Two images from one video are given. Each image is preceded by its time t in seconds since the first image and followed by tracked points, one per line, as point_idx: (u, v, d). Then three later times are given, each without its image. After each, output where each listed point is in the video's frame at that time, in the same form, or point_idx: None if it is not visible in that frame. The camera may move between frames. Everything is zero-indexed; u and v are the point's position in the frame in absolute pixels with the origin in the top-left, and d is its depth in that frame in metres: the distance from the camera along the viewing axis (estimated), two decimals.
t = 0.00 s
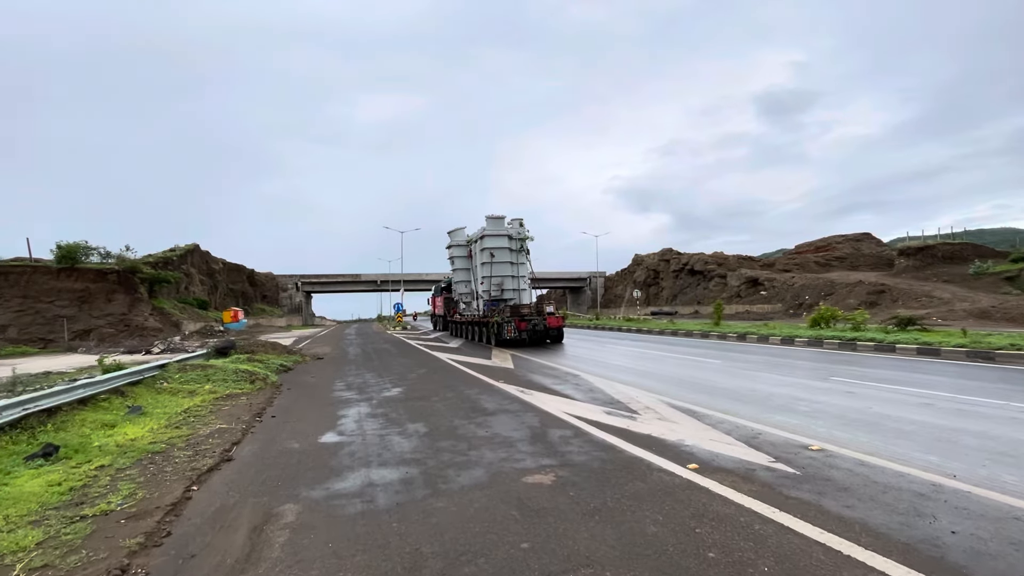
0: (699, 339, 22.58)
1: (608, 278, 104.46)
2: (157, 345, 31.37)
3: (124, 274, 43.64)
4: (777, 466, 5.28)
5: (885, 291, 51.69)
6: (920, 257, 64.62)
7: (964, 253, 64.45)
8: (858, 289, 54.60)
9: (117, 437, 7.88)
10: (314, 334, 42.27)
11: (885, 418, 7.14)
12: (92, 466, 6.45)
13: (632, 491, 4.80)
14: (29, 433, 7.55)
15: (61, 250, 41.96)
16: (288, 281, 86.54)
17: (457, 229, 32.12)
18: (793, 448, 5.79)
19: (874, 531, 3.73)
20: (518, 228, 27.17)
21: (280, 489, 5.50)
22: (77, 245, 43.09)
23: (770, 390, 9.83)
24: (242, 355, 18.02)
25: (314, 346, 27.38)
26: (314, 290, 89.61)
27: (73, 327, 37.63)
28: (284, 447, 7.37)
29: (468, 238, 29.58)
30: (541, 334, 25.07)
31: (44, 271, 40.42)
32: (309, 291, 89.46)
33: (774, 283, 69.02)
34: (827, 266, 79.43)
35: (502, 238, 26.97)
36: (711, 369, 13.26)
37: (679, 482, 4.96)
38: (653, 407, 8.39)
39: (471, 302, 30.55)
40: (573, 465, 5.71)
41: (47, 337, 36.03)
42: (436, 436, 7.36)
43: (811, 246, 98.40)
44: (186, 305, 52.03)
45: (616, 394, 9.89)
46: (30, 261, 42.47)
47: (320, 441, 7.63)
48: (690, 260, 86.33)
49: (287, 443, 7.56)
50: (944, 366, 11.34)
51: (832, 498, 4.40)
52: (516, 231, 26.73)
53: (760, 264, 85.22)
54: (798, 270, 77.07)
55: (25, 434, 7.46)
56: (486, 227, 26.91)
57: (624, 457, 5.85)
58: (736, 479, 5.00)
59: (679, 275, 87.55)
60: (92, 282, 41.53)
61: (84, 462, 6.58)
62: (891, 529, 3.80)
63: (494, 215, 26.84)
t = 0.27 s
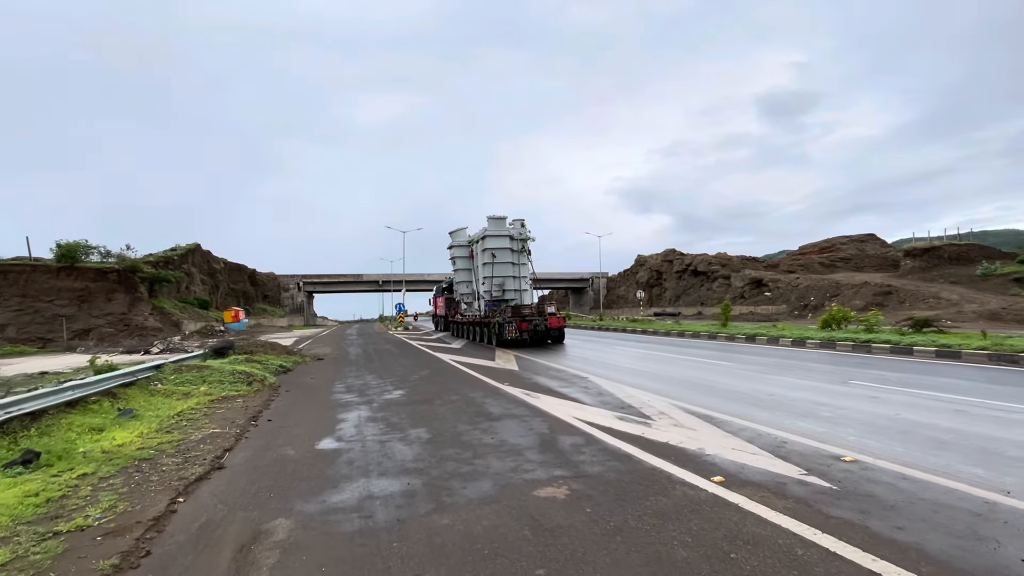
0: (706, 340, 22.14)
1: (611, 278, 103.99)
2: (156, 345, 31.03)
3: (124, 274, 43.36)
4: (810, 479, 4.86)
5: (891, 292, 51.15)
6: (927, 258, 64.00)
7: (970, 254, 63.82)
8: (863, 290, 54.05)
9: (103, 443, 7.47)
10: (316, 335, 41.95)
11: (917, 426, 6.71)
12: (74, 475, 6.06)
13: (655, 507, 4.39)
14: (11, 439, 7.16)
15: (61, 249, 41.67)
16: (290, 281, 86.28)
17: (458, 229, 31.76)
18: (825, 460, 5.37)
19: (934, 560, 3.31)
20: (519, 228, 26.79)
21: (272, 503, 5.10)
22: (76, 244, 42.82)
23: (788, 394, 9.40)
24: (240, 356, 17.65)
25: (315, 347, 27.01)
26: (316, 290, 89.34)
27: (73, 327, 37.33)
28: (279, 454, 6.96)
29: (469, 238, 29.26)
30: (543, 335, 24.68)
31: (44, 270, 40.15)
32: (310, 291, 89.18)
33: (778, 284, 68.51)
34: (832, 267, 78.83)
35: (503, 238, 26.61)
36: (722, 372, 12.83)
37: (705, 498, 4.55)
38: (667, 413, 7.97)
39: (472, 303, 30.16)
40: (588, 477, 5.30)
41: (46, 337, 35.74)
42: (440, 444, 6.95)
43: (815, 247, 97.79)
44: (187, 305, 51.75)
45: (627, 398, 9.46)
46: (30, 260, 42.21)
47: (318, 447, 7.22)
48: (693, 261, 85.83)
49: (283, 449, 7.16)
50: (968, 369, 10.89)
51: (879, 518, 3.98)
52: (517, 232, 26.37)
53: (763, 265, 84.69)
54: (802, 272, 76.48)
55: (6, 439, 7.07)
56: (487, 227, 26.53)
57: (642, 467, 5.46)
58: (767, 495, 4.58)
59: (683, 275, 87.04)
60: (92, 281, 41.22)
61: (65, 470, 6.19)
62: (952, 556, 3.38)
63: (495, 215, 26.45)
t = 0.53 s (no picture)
0: (713, 342, 21.73)
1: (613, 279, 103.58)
2: (154, 345, 30.69)
3: (124, 273, 43.08)
4: (847, 499, 4.47)
5: (896, 294, 50.67)
6: (932, 259, 63.46)
7: (976, 255, 63.27)
8: (868, 291, 53.58)
9: (89, 451, 7.09)
10: (316, 335, 41.66)
11: (951, 437, 6.31)
12: (54, 487, 5.68)
13: (681, 532, 4.00)
14: None
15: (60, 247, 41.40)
16: (291, 280, 86.01)
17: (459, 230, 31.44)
18: (860, 476, 4.98)
19: None
20: (520, 229, 26.44)
21: (263, 521, 4.71)
22: (75, 243, 42.57)
23: (805, 401, 8.99)
24: (238, 357, 17.29)
25: (315, 348, 26.68)
26: (317, 290, 89.06)
27: (72, 326, 37.04)
28: (273, 464, 6.57)
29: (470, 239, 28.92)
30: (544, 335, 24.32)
31: (43, 269, 39.86)
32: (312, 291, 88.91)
33: (781, 285, 68.05)
34: (835, 268, 78.32)
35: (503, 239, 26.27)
36: (733, 376, 12.42)
37: (735, 521, 4.15)
38: (682, 421, 7.57)
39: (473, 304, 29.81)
40: (604, 494, 4.91)
41: (45, 336, 35.45)
42: (443, 454, 6.57)
43: (818, 248, 97.23)
44: (187, 304, 51.46)
45: (638, 404, 9.06)
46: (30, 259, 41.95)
47: (314, 457, 6.84)
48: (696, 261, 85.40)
49: (278, 459, 6.78)
50: (991, 375, 10.47)
51: (934, 549, 3.57)
52: (518, 233, 26.05)
53: (766, 266, 84.18)
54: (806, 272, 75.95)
55: None
56: (488, 228, 26.19)
57: (662, 483, 5.06)
58: (803, 518, 4.18)
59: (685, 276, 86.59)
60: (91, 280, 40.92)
61: (45, 482, 5.81)
62: None
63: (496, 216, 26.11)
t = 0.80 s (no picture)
0: (720, 343, 21.32)
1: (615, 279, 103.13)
2: (153, 343, 30.36)
3: (124, 270, 42.80)
4: (894, 515, 4.07)
5: (903, 295, 50.14)
6: (938, 260, 62.90)
7: (983, 256, 62.67)
8: (874, 292, 53.08)
9: (75, 453, 6.71)
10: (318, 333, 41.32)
11: (991, 445, 5.90)
12: (32, 494, 5.29)
13: (715, 551, 3.62)
14: None
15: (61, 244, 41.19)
16: (292, 279, 85.75)
17: (461, 229, 31.09)
18: (903, 488, 4.58)
19: None
20: (522, 228, 26.05)
21: (255, 534, 4.32)
22: (76, 240, 42.38)
23: (826, 404, 8.58)
24: (236, 355, 16.92)
25: (315, 346, 26.31)
26: (318, 289, 88.78)
27: (71, 323, 36.74)
28: (269, 469, 6.19)
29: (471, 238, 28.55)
30: (545, 335, 23.96)
31: (43, 266, 39.57)
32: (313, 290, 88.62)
33: (786, 286, 67.55)
34: (840, 269, 77.77)
35: (505, 238, 25.88)
36: (746, 377, 12.02)
37: (773, 539, 3.76)
38: (699, 425, 7.17)
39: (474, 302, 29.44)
40: (625, 505, 4.52)
41: (44, 334, 35.14)
42: (449, 459, 6.18)
43: (822, 249, 96.60)
44: (188, 302, 51.15)
45: (651, 406, 8.67)
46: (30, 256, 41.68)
47: (312, 461, 6.45)
48: (699, 262, 84.95)
49: (274, 463, 6.41)
50: (1018, 377, 10.06)
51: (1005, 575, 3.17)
52: (520, 232, 25.67)
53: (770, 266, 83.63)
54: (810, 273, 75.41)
55: None
56: (489, 227, 25.83)
57: (687, 494, 4.67)
58: (849, 536, 3.78)
59: (688, 276, 86.09)
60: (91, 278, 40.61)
61: (24, 488, 5.43)
62: None
63: (498, 215, 25.75)
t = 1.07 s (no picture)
0: (728, 345, 20.88)
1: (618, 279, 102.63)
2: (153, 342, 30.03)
3: (125, 268, 42.54)
4: (955, 543, 3.65)
5: (910, 296, 49.57)
6: (944, 261, 62.27)
7: (991, 258, 62.00)
8: (880, 294, 52.52)
9: (60, 461, 6.33)
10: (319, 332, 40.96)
11: None
12: (8, 508, 4.89)
13: None
14: None
15: (61, 242, 41.04)
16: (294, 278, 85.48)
17: (463, 229, 30.71)
18: (957, 511, 4.16)
19: None
20: (524, 229, 25.63)
21: (246, 558, 3.92)
22: (76, 237, 42.29)
23: (851, 411, 8.15)
24: (235, 355, 16.55)
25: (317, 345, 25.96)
26: (320, 287, 88.48)
27: (71, 321, 36.45)
28: (264, 480, 5.80)
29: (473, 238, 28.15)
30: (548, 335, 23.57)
31: (43, 263, 39.32)
32: (315, 288, 88.34)
33: (790, 287, 67.01)
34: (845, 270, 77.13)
35: (507, 238, 25.49)
36: (760, 381, 11.60)
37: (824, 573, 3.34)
38: (721, 435, 6.75)
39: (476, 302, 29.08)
40: (652, 528, 4.11)
41: (43, 331, 34.85)
42: (456, 471, 5.79)
43: (827, 250, 95.90)
44: (188, 300, 50.86)
45: (666, 413, 8.27)
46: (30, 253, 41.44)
47: (311, 472, 6.07)
48: (702, 262, 84.43)
49: (270, 474, 6.02)
50: None
51: None
52: (522, 232, 25.26)
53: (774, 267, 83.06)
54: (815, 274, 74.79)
55: None
56: (492, 226, 25.43)
57: (719, 515, 4.26)
58: (909, 569, 3.37)
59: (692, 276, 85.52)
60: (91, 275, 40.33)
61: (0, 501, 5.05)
62: None
63: (501, 214, 25.35)
